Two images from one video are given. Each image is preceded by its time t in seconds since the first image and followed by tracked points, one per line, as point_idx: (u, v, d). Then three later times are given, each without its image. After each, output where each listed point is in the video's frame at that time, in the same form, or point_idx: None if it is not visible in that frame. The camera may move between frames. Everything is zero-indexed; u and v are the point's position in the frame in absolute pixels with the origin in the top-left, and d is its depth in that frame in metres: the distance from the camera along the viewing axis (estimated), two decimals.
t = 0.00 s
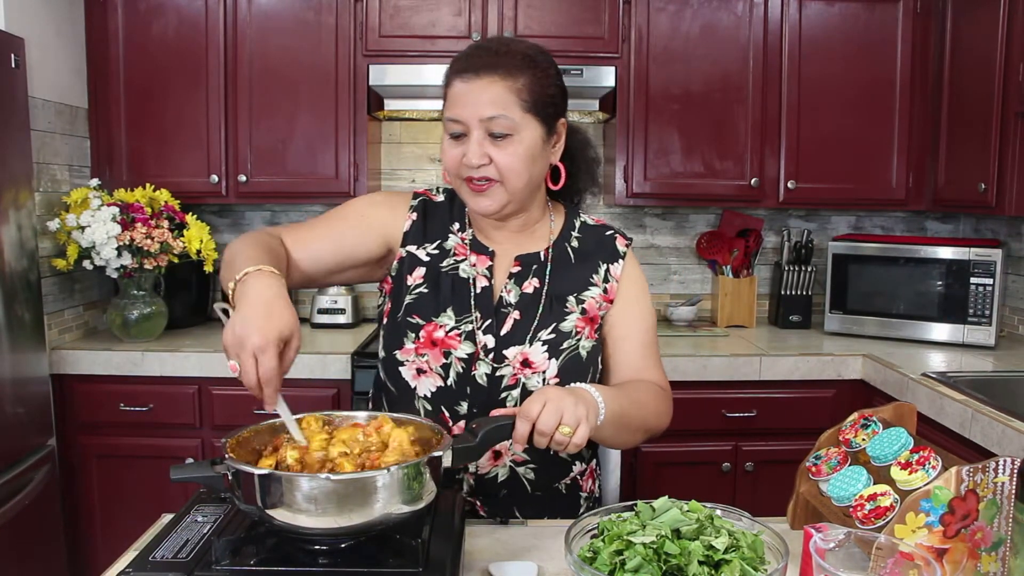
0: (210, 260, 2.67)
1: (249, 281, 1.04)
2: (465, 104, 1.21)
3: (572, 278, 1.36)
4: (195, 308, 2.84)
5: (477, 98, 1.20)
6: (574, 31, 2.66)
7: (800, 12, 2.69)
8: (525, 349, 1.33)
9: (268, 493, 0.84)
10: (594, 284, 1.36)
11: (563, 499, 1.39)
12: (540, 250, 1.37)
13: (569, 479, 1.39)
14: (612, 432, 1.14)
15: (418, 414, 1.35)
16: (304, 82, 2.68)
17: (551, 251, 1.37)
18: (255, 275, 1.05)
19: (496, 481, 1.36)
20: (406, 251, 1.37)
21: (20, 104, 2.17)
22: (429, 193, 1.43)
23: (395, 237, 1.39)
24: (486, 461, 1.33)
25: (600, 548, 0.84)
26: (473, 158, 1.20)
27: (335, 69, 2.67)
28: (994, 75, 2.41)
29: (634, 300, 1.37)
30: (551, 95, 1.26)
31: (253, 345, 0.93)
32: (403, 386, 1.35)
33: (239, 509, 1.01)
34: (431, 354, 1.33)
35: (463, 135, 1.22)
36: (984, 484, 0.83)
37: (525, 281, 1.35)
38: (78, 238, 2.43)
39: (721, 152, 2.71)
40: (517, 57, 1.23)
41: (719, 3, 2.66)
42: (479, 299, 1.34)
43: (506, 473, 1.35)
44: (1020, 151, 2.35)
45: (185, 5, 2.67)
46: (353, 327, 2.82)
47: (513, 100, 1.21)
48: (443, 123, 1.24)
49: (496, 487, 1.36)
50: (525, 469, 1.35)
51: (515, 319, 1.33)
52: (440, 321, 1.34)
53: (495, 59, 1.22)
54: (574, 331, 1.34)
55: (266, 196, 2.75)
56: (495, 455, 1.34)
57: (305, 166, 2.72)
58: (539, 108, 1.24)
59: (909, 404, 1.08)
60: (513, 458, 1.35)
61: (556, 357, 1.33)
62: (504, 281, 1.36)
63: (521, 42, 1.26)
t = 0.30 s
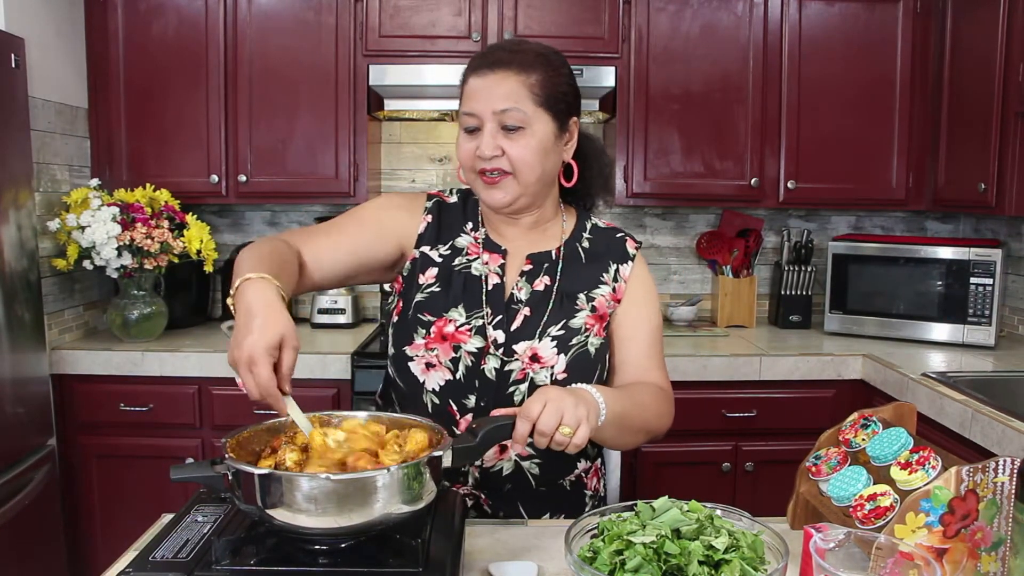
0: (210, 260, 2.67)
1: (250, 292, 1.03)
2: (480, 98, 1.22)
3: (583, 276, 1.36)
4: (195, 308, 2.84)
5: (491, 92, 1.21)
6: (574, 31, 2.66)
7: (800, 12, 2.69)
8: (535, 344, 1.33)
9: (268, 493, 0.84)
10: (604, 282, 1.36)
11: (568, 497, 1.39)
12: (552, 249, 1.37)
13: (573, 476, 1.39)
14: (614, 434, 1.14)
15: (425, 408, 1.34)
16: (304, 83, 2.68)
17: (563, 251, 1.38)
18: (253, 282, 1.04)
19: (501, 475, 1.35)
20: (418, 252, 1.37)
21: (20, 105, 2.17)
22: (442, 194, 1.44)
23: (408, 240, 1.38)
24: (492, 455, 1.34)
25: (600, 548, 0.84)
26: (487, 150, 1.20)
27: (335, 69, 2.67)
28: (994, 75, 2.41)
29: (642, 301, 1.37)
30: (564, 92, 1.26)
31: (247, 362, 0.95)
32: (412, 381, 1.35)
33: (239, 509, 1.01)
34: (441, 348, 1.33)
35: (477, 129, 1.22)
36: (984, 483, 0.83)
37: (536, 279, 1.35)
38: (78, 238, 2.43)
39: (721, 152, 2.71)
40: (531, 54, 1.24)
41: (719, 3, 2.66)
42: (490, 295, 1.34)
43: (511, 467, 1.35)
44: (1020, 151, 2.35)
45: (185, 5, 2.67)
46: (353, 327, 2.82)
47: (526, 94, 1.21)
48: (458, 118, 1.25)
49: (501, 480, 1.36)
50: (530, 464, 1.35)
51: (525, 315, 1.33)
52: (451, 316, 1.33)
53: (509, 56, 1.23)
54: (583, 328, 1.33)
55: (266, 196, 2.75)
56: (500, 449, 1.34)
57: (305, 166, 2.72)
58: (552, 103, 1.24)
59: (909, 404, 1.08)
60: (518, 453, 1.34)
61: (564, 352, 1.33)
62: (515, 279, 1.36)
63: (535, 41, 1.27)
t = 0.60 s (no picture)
0: (210, 260, 2.67)
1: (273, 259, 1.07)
2: (486, 96, 1.22)
3: (584, 275, 1.36)
4: (194, 309, 2.84)
5: (496, 91, 1.21)
6: (574, 31, 2.66)
7: (801, 12, 2.69)
8: (533, 341, 1.32)
9: (268, 493, 0.84)
10: (606, 282, 1.36)
11: (567, 497, 1.39)
12: (554, 248, 1.37)
13: (573, 475, 1.39)
14: (614, 435, 1.14)
15: (424, 403, 1.34)
16: (304, 82, 2.68)
17: (565, 249, 1.37)
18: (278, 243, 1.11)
19: (500, 471, 1.35)
20: (422, 248, 1.38)
21: (20, 104, 2.17)
22: (448, 193, 1.45)
23: (412, 237, 1.40)
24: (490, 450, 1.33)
25: (600, 548, 0.84)
26: (491, 148, 1.20)
27: (335, 69, 2.67)
28: (995, 76, 2.41)
29: (644, 302, 1.37)
30: (570, 92, 1.26)
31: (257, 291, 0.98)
32: (412, 375, 1.35)
33: (238, 509, 1.01)
34: (441, 343, 1.32)
35: (482, 128, 1.23)
36: (984, 484, 0.83)
37: (538, 277, 1.35)
38: (78, 238, 2.43)
39: (721, 152, 2.71)
40: (537, 53, 1.24)
41: (719, 3, 2.66)
42: (491, 292, 1.34)
43: (510, 464, 1.35)
44: (1021, 151, 2.35)
45: (185, 5, 2.67)
46: (353, 327, 2.82)
47: (531, 93, 1.21)
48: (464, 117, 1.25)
49: (500, 477, 1.36)
50: (529, 461, 1.35)
51: (525, 312, 1.33)
52: (451, 312, 1.33)
53: (516, 55, 1.23)
54: (583, 327, 1.33)
55: (265, 196, 2.75)
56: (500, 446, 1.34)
57: (305, 166, 2.72)
58: (557, 103, 1.24)
59: (910, 404, 1.08)
60: (517, 450, 1.34)
61: (563, 350, 1.32)
62: (517, 276, 1.36)
63: (543, 41, 1.27)
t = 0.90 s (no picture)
0: (210, 260, 2.67)
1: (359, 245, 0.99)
2: (496, 101, 1.21)
3: (591, 278, 1.36)
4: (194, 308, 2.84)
5: (506, 96, 1.21)
6: (574, 31, 2.66)
7: (801, 12, 2.69)
8: (539, 342, 1.32)
9: (268, 492, 0.84)
10: (612, 286, 1.36)
11: (568, 496, 1.38)
12: (561, 250, 1.37)
13: (575, 475, 1.39)
14: (613, 436, 1.14)
15: (427, 399, 1.34)
16: (304, 83, 2.68)
17: (572, 252, 1.37)
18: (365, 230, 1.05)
19: (502, 471, 1.35)
20: (436, 242, 1.37)
21: (20, 104, 2.17)
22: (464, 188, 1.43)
23: (429, 227, 1.37)
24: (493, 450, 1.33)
25: (600, 548, 0.84)
26: (500, 153, 1.20)
27: (335, 69, 2.67)
28: (995, 76, 2.41)
29: (649, 306, 1.37)
30: (579, 97, 1.26)
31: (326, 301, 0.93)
32: (417, 370, 1.35)
33: (238, 509, 1.01)
34: (447, 340, 1.34)
35: (491, 133, 1.22)
36: (984, 483, 0.83)
37: (544, 278, 1.35)
38: (78, 238, 2.43)
39: (721, 152, 2.71)
40: (547, 58, 1.24)
41: (719, 3, 2.66)
42: (498, 290, 1.34)
43: (512, 464, 1.35)
44: (1021, 151, 2.35)
45: (185, 5, 2.66)
46: (353, 327, 2.82)
47: (540, 98, 1.21)
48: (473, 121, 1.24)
49: (502, 476, 1.35)
50: (532, 461, 1.35)
51: (531, 312, 1.33)
52: (459, 308, 1.34)
53: (525, 60, 1.23)
54: (588, 329, 1.33)
55: (265, 196, 2.75)
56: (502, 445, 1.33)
57: (305, 166, 2.72)
58: (566, 108, 1.24)
59: (910, 404, 1.08)
60: (519, 451, 1.34)
61: (567, 352, 1.32)
62: (524, 276, 1.35)
63: (552, 45, 1.27)
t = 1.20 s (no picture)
0: (210, 260, 2.67)
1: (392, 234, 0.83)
2: (518, 106, 1.20)
3: (609, 284, 1.36)
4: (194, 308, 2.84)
5: (528, 102, 1.20)
6: (574, 31, 2.66)
7: (801, 12, 2.69)
8: (558, 349, 1.33)
9: (268, 493, 0.84)
10: (629, 292, 1.36)
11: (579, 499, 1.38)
12: (579, 255, 1.36)
13: (586, 479, 1.37)
14: (613, 438, 1.15)
15: (445, 403, 1.35)
16: (304, 83, 2.68)
17: (590, 258, 1.36)
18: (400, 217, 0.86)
19: (514, 476, 1.35)
20: (457, 243, 1.34)
21: (20, 103, 2.17)
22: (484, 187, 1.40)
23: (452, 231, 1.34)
24: (506, 455, 1.33)
25: (600, 548, 0.84)
26: (521, 160, 1.19)
27: (335, 69, 2.67)
28: (994, 76, 2.41)
29: (663, 311, 1.36)
30: (600, 102, 1.25)
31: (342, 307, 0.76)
32: (434, 374, 1.35)
33: (238, 509, 1.01)
34: (467, 345, 1.33)
35: (512, 138, 1.21)
36: (984, 483, 0.83)
37: (562, 283, 1.35)
38: (78, 238, 2.43)
39: (721, 152, 2.71)
40: (569, 63, 1.22)
41: (719, 3, 2.66)
42: (518, 296, 1.34)
43: (525, 469, 1.35)
44: (1020, 151, 2.35)
45: (185, 5, 2.66)
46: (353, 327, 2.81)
47: (563, 105, 1.20)
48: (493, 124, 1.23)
49: (514, 481, 1.36)
50: (545, 466, 1.35)
51: (550, 319, 1.33)
52: (478, 313, 1.33)
53: (548, 65, 1.21)
54: (606, 336, 1.33)
55: (265, 196, 2.75)
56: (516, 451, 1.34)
57: (305, 166, 2.72)
58: (588, 115, 1.23)
59: (909, 404, 1.08)
60: (533, 456, 1.35)
61: (587, 359, 1.32)
62: (543, 280, 1.35)
63: (575, 49, 1.25)
